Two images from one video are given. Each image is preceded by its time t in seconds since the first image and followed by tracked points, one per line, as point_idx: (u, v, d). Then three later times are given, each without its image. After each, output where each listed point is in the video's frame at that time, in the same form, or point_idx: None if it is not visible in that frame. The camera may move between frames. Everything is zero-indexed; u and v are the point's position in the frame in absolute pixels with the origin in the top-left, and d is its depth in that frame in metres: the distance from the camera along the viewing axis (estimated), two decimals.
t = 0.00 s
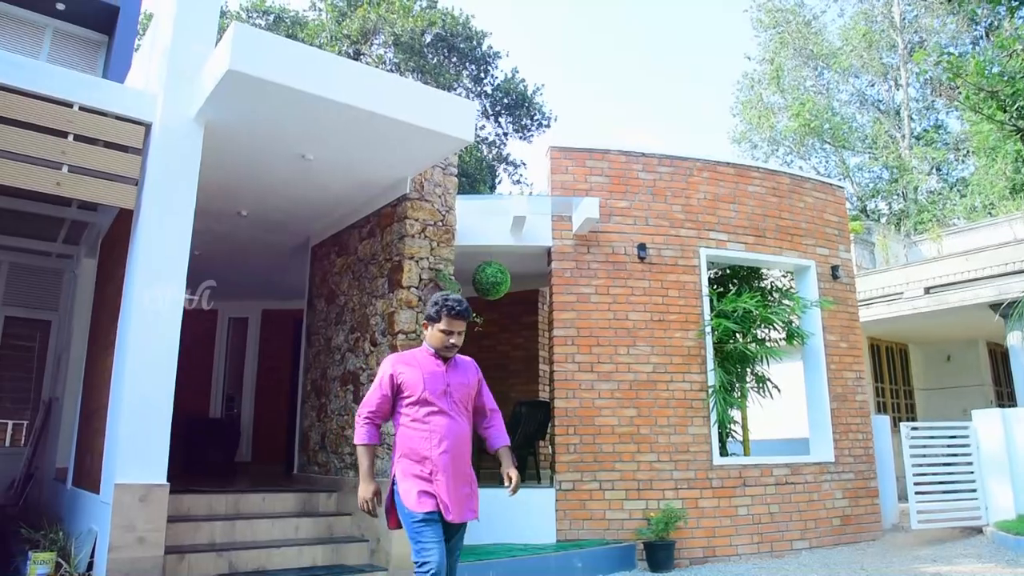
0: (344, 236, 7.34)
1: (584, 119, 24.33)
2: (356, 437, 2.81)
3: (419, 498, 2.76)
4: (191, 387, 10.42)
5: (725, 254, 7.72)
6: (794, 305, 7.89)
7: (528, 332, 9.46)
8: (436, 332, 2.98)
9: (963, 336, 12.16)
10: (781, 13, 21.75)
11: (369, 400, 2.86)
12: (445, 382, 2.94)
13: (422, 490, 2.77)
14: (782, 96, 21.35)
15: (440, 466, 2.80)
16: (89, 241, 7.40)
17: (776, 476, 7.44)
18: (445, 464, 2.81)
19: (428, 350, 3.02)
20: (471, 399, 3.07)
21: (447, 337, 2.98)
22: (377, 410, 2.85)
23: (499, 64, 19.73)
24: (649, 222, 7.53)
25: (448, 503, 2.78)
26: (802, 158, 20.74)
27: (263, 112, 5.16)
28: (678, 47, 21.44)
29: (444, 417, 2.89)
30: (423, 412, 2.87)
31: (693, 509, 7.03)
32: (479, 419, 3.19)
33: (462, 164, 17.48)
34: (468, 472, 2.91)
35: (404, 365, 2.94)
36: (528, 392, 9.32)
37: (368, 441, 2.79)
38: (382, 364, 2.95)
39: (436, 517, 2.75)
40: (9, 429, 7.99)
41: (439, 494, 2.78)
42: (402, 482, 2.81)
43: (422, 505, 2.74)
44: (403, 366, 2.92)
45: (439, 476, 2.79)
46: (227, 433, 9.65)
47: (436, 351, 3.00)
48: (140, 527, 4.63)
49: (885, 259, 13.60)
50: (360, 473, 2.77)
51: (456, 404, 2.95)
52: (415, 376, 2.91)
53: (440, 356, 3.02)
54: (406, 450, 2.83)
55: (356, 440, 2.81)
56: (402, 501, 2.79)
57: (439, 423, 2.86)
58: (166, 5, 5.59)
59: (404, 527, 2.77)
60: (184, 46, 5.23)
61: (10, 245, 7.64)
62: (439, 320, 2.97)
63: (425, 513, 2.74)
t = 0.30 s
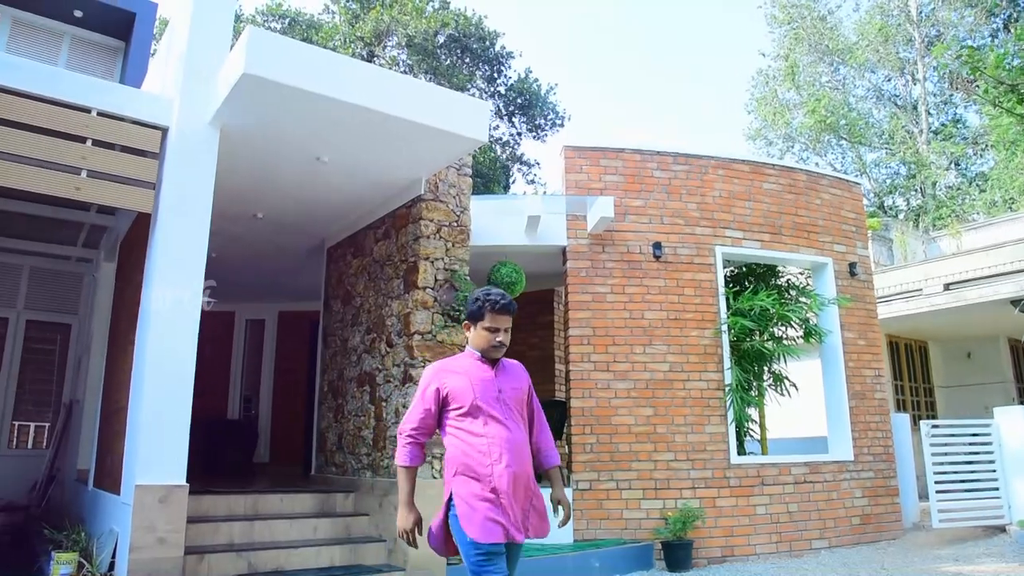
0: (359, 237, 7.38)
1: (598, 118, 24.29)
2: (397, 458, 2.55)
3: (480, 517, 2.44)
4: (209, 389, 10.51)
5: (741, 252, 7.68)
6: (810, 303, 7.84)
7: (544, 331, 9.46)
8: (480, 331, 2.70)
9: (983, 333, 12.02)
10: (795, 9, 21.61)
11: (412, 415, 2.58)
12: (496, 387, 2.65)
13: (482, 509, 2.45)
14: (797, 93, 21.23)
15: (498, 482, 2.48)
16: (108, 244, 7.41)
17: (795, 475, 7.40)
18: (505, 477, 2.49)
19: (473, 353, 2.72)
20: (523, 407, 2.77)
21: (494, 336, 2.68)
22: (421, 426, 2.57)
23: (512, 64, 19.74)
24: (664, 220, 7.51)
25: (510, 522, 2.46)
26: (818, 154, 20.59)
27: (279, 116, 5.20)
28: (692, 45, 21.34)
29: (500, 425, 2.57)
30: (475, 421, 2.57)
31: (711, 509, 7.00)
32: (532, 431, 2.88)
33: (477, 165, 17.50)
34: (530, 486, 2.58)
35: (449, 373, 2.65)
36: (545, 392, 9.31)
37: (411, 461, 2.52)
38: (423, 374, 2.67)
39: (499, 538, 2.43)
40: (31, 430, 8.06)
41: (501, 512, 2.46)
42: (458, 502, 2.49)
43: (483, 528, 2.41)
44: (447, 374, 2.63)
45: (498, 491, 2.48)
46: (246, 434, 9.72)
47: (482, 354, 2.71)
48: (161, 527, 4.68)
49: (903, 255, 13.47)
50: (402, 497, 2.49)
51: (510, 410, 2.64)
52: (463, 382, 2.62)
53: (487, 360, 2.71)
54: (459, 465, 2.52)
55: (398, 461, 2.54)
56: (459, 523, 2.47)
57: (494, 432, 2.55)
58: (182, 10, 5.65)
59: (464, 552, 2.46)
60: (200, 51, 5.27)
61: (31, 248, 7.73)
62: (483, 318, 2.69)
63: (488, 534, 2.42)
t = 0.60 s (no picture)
0: (373, 239, 7.40)
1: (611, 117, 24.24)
2: (458, 432, 2.23)
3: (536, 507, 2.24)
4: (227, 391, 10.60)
5: (757, 250, 7.64)
6: (827, 300, 7.77)
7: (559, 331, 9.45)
8: (535, 299, 2.51)
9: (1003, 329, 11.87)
10: (809, 4, 21.51)
11: (466, 385, 2.32)
12: (552, 363, 2.44)
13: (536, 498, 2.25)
14: (811, 89, 21.12)
15: (555, 466, 2.29)
16: (124, 248, 7.47)
17: (812, 474, 7.35)
18: (562, 462, 2.29)
19: (527, 325, 2.52)
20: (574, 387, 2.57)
21: (550, 304, 2.49)
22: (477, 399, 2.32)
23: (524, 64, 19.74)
24: (678, 218, 7.48)
25: (567, 510, 2.27)
26: (833, 150, 20.44)
27: (294, 119, 5.24)
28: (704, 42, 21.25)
29: (555, 404, 2.37)
30: (531, 399, 2.36)
31: (728, 508, 6.97)
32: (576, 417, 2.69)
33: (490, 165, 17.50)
34: (585, 472, 2.39)
35: (501, 343, 2.42)
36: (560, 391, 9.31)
37: (477, 434, 2.22)
38: (474, 341, 2.41)
39: (554, 532, 2.23)
40: (51, 433, 8.15)
41: (558, 501, 2.26)
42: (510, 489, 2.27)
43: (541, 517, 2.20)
44: (502, 343, 2.40)
45: (555, 477, 2.27)
46: (263, 435, 9.78)
47: (536, 325, 2.51)
48: (180, 528, 4.72)
49: (920, 251, 13.38)
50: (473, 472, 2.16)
51: (566, 389, 2.44)
52: (519, 354, 2.41)
53: (541, 333, 2.51)
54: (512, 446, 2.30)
55: (459, 435, 2.23)
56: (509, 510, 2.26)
57: (550, 412, 2.35)
58: (196, 16, 5.70)
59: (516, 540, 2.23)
60: (215, 55, 5.31)
61: (49, 253, 7.83)
62: (537, 284, 2.51)
63: (543, 527, 2.22)
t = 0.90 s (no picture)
0: (388, 240, 7.43)
1: (623, 115, 24.20)
2: (543, 429, 1.96)
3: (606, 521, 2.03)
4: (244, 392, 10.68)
5: (772, 248, 7.60)
6: (843, 298, 7.71)
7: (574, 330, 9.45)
8: (605, 288, 2.31)
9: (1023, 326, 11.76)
10: None
11: (541, 377, 2.06)
12: (624, 360, 2.22)
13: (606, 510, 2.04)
14: (826, 85, 21.12)
15: (626, 474, 2.07)
16: (141, 251, 7.53)
17: (829, 473, 7.30)
18: (633, 471, 2.08)
19: (596, 317, 2.30)
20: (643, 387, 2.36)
21: (622, 293, 2.31)
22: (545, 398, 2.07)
23: (536, 64, 19.74)
24: (692, 217, 7.45)
25: (636, 525, 2.06)
26: (848, 147, 20.28)
27: (307, 121, 5.26)
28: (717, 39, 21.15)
29: (629, 407, 2.15)
30: (604, 400, 2.13)
31: (744, 507, 6.93)
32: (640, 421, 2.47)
33: (503, 165, 17.50)
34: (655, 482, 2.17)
35: (572, 334, 2.19)
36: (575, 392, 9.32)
37: (566, 432, 1.96)
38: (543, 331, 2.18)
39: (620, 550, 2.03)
40: (71, 435, 8.25)
41: (627, 515, 2.06)
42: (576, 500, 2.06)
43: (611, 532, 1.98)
44: (573, 333, 2.16)
45: (626, 486, 2.06)
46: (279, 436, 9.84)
47: (606, 317, 2.31)
48: (197, 529, 4.75)
49: (938, 246, 13.51)
50: (570, 473, 1.90)
51: (637, 390, 2.23)
52: (592, 347, 2.18)
53: (609, 325, 2.29)
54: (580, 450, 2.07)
55: (545, 431, 1.95)
56: (573, 523, 2.05)
57: (624, 416, 2.13)
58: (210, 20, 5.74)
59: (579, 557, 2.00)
60: (229, 59, 5.34)
61: (67, 256, 7.91)
62: (606, 271, 2.33)
63: (609, 544, 2.03)
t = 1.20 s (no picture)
0: (401, 241, 7.45)
1: (635, 114, 24.15)
2: (597, 432, 1.89)
3: (705, 516, 1.90)
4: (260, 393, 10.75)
5: (786, 246, 7.56)
6: (859, 296, 7.65)
7: (588, 329, 9.44)
8: (688, 263, 2.20)
9: None
10: None
11: (610, 370, 1.97)
12: (708, 342, 2.11)
13: (704, 504, 1.91)
14: (840, 81, 20.97)
15: (718, 463, 1.95)
16: (157, 254, 7.59)
17: (847, 472, 7.24)
18: (729, 460, 1.96)
19: (675, 294, 2.20)
20: (733, 370, 2.23)
21: (709, 269, 2.18)
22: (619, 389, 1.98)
23: (548, 63, 19.74)
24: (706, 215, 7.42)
25: (734, 517, 1.93)
26: (863, 143, 20.12)
27: (321, 122, 5.28)
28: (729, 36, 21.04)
29: (715, 391, 2.03)
30: (690, 386, 2.01)
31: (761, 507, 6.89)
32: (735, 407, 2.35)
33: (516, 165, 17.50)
34: (751, 471, 2.04)
35: (647, 318, 2.09)
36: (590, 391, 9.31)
37: (617, 443, 1.88)
38: (615, 316, 2.09)
39: (726, 548, 1.89)
40: (89, 436, 8.33)
41: (727, 508, 1.92)
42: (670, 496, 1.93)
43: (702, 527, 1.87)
44: (647, 317, 2.06)
45: (721, 477, 1.94)
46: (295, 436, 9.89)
47: (686, 295, 2.20)
48: (215, 529, 4.79)
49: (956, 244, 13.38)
50: (613, 491, 1.87)
51: (724, 373, 2.11)
52: (671, 331, 2.07)
53: (692, 304, 2.18)
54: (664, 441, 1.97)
55: (597, 439, 1.88)
56: (671, 521, 1.92)
57: (712, 401, 2.01)
58: (223, 24, 5.78)
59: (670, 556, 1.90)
60: (243, 62, 5.38)
61: (84, 260, 7.99)
62: (689, 245, 2.21)
63: (716, 541, 1.89)
